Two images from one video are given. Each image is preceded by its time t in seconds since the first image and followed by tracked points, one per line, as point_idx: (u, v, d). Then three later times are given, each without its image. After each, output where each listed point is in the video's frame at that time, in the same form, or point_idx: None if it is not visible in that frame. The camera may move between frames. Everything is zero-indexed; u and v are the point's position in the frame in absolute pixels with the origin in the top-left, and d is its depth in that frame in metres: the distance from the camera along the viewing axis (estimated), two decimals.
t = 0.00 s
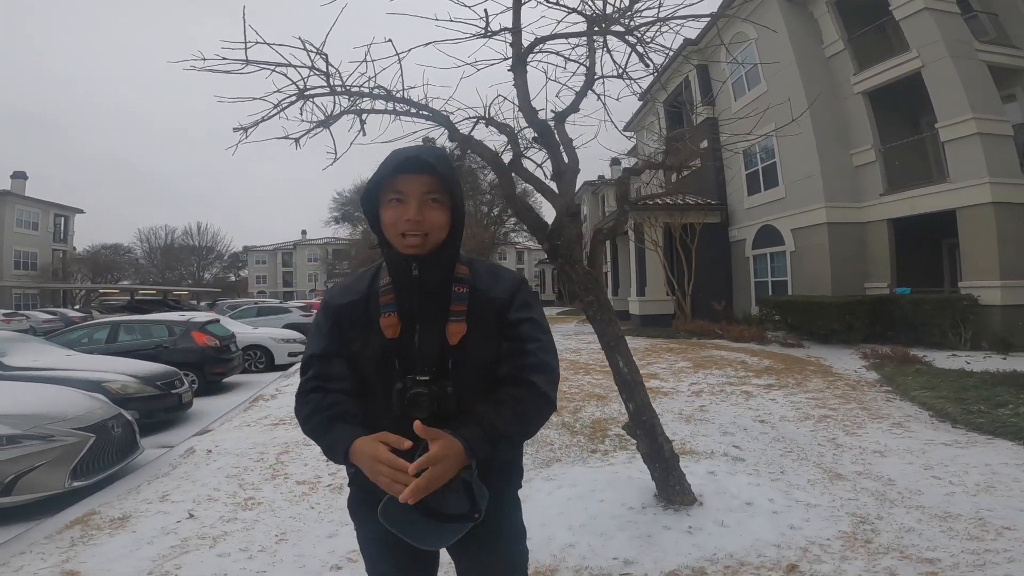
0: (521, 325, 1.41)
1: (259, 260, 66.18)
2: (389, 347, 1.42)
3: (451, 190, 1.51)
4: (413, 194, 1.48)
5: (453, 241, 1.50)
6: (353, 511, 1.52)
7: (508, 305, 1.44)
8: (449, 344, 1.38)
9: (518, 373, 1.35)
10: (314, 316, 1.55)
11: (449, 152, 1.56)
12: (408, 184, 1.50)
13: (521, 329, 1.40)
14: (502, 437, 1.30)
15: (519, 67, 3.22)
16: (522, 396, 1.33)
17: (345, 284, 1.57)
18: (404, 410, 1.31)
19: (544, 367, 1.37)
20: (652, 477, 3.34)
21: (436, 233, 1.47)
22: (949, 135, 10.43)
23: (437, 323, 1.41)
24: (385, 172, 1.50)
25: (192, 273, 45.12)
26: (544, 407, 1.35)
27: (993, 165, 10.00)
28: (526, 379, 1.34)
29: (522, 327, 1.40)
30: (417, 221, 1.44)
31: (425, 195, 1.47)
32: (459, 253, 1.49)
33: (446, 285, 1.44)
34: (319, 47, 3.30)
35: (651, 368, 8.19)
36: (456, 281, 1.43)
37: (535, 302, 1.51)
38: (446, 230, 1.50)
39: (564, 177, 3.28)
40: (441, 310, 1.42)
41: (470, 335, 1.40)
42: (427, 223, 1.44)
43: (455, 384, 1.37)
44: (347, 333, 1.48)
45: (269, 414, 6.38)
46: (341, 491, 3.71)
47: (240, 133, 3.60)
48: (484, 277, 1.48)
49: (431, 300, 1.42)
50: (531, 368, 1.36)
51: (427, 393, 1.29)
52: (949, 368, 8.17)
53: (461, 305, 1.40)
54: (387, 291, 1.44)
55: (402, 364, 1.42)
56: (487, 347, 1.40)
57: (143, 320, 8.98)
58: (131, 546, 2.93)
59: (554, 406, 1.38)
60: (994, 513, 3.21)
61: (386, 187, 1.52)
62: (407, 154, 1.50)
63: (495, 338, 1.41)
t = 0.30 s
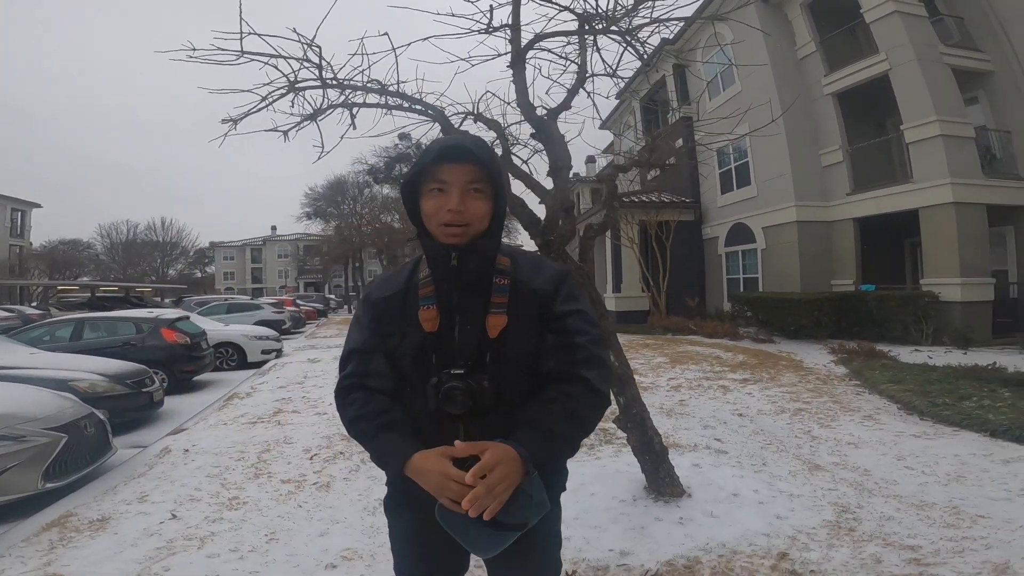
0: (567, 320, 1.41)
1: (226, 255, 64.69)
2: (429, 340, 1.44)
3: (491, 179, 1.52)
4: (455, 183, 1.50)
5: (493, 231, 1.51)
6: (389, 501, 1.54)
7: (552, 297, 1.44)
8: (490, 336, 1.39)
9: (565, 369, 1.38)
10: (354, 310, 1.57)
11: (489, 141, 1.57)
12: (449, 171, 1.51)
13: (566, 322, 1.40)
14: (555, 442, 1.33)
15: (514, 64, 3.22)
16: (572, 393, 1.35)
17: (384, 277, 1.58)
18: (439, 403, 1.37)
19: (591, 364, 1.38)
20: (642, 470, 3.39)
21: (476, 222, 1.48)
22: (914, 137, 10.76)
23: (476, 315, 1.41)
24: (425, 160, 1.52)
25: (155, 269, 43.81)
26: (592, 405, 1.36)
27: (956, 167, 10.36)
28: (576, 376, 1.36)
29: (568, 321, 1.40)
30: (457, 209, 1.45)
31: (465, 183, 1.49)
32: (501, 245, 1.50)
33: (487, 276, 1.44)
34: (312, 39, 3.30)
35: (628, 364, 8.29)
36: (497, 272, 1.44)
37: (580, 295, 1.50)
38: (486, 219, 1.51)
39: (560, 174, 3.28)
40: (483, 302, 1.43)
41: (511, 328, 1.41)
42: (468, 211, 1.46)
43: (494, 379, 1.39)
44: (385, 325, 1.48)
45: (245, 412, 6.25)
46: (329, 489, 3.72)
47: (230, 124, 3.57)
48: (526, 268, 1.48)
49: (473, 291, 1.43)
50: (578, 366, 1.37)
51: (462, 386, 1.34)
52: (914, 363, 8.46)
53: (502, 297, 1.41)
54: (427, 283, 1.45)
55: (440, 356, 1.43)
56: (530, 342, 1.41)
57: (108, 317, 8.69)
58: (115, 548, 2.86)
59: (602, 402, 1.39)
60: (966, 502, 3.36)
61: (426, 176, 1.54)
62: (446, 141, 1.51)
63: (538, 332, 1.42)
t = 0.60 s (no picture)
0: (630, 310, 1.39)
1: (195, 250, 63.27)
2: (487, 327, 1.45)
3: (555, 170, 1.52)
4: (519, 175, 1.51)
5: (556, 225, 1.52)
6: (433, 488, 1.54)
7: (615, 288, 1.43)
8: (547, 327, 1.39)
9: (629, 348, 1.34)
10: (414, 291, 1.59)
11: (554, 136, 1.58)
12: (513, 164, 1.52)
13: (629, 314, 1.38)
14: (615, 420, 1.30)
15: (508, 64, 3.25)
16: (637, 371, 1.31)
17: (445, 260, 1.60)
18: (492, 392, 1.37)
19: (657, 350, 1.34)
20: (624, 467, 3.46)
21: (541, 214, 1.49)
22: (884, 147, 11.08)
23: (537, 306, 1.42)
24: (491, 152, 1.54)
25: (120, 262, 42.62)
26: (660, 390, 1.32)
27: (923, 178, 10.71)
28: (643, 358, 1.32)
29: (630, 314, 1.38)
30: (522, 201, 1.47)
31: (529, 175, 1.50)
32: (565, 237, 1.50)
33: (548, 267, 1.45)
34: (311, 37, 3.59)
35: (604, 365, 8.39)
36: (559, 265, 1.44)
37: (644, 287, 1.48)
38: (550, 212, 1.51)
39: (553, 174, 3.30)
40: (544, 293, 1.44)
41: (570, 320, 1.40)
42: (532, 203, 1.47)
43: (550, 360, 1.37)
44: (444, 309, 1.49)
45: (219, 409, 6.16)
46: (309, 487, 3.92)
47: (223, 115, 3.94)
48: (590, 260, 1.48)
49: (534, 281, 1.44)
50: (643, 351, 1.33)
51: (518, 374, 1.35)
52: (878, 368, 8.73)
53: (563, 289, 1.40)
54: (490, 270, 1.46)
55: (498, 344, 1.43)
56: (589, 331, 1.40)
57: (73, 309, 8.43)
58: (86, 547, 3.05)
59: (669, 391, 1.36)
60: (930, 501, 3.49)
61: (491, 169, 1.56)
62: (511, 134, 1.53)
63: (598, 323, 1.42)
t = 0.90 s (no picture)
0: (643, 291, 1.33)
1: (167, 241, 61.94)
2: (503, 316, 1.51)
3: (563, 161, 1.49)
4: (525, 171, 1.51)
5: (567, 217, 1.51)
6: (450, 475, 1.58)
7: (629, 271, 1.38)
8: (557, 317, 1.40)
9: (639, 323, 1.25)
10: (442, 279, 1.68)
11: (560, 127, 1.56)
12: (518, 163, 1.53)
13: (642, 295, 1.32)
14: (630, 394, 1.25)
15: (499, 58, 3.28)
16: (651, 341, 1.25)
17: (470, 250, 1.67)
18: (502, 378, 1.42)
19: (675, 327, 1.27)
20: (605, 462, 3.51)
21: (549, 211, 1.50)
22: (858, 150, 11.33)
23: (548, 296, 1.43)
24: (496, 152, 1.56)
25: (89, 252, 41.53)
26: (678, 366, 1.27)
27: (895, 182, 10.97)
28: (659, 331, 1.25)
29: (641, 296, 1.32)
30: (528, 201, 1.49)
31: (534, 171, 1.50)
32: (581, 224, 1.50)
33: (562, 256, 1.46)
34: (300, 27, 3.77)
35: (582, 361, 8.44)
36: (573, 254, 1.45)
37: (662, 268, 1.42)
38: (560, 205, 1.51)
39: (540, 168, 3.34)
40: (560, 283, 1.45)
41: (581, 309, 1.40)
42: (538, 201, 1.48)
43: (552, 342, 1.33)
44: (465, 297, 1.58)
45: (193, 402, 6.06)
46: (287, 481, 3.87)
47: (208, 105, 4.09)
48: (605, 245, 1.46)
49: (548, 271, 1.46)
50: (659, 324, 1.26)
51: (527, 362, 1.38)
52: (847, 367, 8.94)
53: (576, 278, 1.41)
54: (508, 261, 1.51)
55: (513, 332, 1.48)
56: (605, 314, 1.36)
57: (40, 300, 8.19)
58: (59, 542, 2.99)
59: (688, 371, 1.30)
60: (897, 497, 3.60)
61: (501, 168, 1.58)
62: (513, 134, 1.54)
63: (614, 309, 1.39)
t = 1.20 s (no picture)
0: (637, 296, 1.33)
1: (147, 235, 60.95)
2: (498, 313, 1.55)
3: (550, 154, 1.48)
4: (514, 165, 1.51)
5: (558, 212, 1.51)
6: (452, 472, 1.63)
7: (621, 275, 1.39)
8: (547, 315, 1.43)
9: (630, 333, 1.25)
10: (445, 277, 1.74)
11: (549, 121, 1.54)
12: (507, 158, 1.52)
13: (634, 299, 1.32)
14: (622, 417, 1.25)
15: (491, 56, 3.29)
16: (645, 356, 1.21)
17: (472, 249, 1.72)
18: (494, 374, 1.47)
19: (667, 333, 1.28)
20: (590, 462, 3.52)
21: (537, 206, 1.49)
22: (842, 155, 11.49)
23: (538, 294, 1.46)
24: (486, 147, 1.57)
25: (66, 245, 40.70)
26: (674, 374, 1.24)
27: (877, 188, 11.16)
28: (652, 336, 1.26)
29: (631, 297, 1.33)
30: (514, 194, 1.47)
31: (523, 165, 1.50)
32: (574, 223, 1.51)
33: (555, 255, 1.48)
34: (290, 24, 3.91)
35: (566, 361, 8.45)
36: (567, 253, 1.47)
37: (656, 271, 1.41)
38: (550, 201, 1.50)
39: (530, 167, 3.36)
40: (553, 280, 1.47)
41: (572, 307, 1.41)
42: (525, 196, 1.47)
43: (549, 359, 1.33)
44: (464, 295, 1.63)
45: (172, 399, 5.96)
46: (269, 480, 3.83)
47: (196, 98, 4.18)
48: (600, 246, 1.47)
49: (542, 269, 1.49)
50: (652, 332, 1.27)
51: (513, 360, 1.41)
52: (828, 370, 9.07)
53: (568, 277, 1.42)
54: (504, 260, 1.56)
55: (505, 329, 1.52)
56: (595, 316, 1.38)
57: (16, 293, 8.01)
58: (35, 540, 2.93)
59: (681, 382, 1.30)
60: (874, 498, 3.66)
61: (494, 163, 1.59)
62: (503, 128, 1.54)
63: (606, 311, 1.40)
